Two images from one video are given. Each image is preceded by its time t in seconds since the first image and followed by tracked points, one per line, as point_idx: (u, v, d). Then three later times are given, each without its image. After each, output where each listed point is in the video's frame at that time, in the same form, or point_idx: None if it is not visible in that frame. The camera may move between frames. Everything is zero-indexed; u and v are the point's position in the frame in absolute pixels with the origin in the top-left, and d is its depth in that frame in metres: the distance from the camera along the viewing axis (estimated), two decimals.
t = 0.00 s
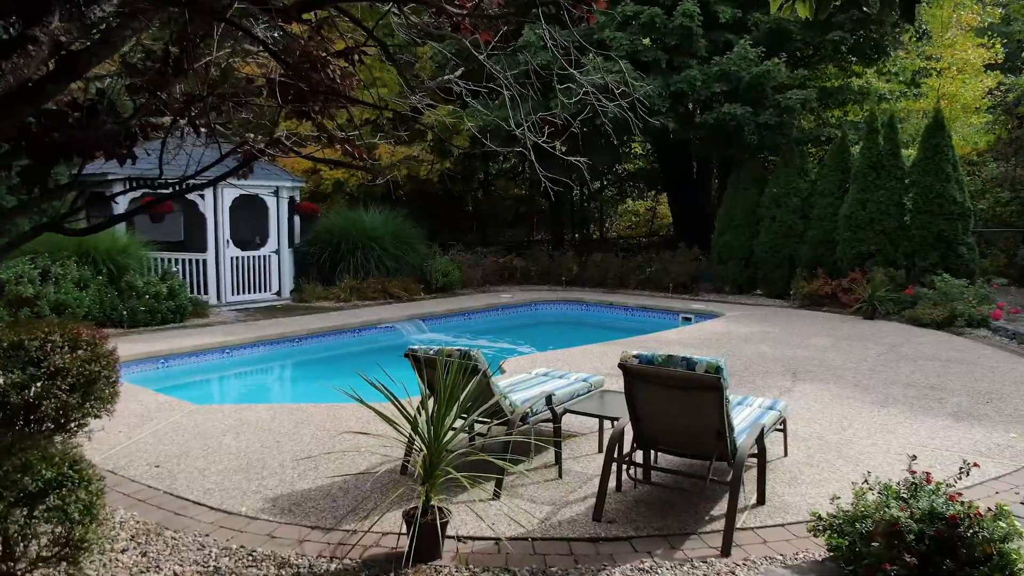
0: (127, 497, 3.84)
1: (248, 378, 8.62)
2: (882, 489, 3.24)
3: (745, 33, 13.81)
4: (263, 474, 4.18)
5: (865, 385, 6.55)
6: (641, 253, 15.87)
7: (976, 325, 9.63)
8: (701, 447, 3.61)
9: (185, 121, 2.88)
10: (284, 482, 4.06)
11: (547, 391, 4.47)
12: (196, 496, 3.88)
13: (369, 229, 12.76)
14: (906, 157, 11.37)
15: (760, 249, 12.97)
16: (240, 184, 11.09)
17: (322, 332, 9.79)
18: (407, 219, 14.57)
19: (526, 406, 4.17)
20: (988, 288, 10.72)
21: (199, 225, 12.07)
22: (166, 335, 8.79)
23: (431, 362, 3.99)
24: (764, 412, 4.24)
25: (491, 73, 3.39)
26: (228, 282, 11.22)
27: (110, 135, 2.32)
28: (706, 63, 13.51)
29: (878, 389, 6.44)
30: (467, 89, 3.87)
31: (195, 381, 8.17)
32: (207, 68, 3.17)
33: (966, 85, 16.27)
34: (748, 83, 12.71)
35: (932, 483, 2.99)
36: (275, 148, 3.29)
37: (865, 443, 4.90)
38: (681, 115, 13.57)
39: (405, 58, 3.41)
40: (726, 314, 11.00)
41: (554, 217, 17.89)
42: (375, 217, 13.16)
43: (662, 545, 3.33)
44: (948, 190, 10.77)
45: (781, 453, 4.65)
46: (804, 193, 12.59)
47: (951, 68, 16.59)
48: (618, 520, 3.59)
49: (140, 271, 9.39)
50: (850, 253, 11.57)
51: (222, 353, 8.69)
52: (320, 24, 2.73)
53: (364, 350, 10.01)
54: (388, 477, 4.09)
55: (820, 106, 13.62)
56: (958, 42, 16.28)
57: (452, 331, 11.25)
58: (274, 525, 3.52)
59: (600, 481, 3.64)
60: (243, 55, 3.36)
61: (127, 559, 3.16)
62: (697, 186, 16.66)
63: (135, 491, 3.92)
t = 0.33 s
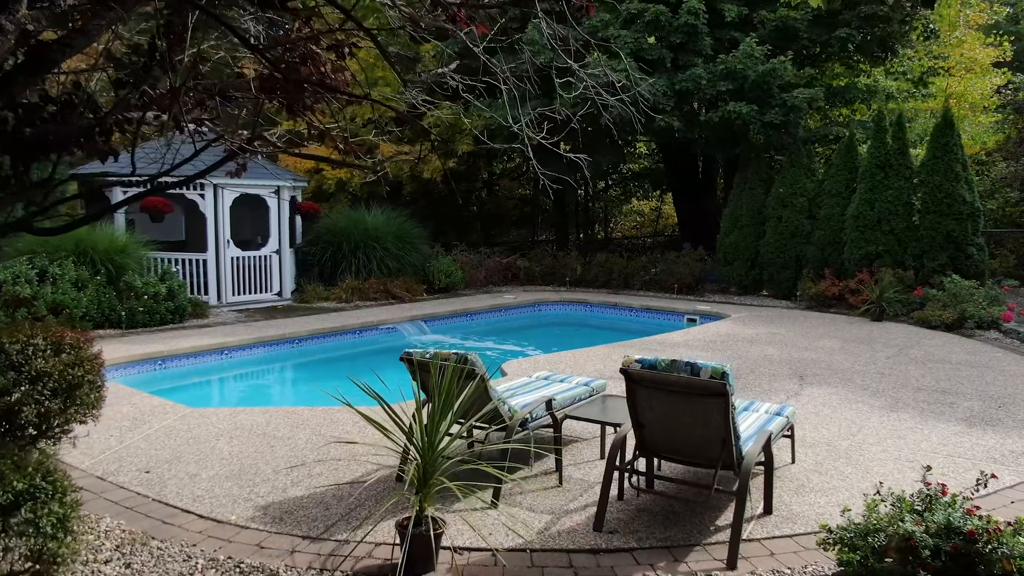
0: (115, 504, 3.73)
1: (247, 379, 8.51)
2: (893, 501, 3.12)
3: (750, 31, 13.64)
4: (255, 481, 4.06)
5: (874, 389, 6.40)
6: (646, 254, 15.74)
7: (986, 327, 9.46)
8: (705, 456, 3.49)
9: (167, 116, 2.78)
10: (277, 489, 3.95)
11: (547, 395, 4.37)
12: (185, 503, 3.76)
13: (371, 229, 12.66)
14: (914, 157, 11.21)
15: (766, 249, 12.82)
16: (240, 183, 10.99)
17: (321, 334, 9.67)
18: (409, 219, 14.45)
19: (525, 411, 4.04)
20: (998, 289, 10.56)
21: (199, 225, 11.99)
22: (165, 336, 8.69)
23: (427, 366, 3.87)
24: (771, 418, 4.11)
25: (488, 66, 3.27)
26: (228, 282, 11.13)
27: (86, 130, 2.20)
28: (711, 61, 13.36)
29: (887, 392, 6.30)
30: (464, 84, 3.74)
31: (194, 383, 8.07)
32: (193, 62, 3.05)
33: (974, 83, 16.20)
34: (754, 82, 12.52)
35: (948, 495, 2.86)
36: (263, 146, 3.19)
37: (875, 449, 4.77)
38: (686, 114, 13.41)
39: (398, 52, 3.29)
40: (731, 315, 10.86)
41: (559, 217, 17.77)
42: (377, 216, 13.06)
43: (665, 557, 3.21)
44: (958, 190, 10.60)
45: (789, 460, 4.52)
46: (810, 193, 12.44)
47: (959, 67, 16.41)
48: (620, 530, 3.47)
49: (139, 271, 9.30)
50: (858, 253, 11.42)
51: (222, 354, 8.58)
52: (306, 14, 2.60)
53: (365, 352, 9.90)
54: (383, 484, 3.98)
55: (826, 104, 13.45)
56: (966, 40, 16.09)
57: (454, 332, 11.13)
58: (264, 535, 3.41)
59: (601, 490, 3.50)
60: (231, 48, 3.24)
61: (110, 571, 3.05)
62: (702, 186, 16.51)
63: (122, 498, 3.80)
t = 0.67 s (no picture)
0: (100, 514, 3.60)
1: (248, 381, 8.40)
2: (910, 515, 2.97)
3: (758, 29, 13.47)
4: (247, 489, 3.93)
5: (886, 393, 6.24)
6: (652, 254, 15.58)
7: (999, 330, 9.27)
8: (713, 466, 3.34)
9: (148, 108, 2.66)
10: (268, 497, 3.82)
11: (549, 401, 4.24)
12: (173, 513, 3.64)
13: (373, 229, 12.53)
14: (924, 156, 11.03)
15: (774, 250, 12.65)
16: (241, 183, 10.88)
17: (322, 335, 9.53)
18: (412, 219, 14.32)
19: (526, 417, 3.90)
20: (1011, 290, 10.37)
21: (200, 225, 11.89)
22: (163, 337, 8.58)
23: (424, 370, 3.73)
24: (781, 425, 3.96)
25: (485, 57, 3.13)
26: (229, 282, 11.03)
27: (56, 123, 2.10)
28: (718, 60, 13.17)
29: (900, 397, 6.14)
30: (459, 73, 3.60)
31: (193, 385, 7.95)
32: (177, 54, 2.92)
33: (984, 83, 16.12)
34: (761, 81, 12.32)
35: (970, 511, 2.71)
36: (252, 142, 3.07)
37: (888, 456, 4.61)
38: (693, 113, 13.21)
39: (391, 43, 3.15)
40: (738, 317, 10.70)
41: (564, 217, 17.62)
42: (380, 216, 12.94)
43: (670, 572, 3.06)
44: (969, 190, 10.42)
45: (799, 468, 4.37)
46: (818, 193, 12.27)
47: (968, 66, 16.22)
48: (624, 543, 3.32)
49: (138, 272, 9.19)
50: (866, 254, 11.24)
51: (220, 356, 8.45)
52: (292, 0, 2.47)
53: (366, 353, 9.77)
54: (378, 493, 3.84)
55: (835, 103, 13.25)
56: (975, 39, 15.90)
57: (456, 334, 10.99)
58: (252, 547, 3.27)
59: (604, 500, 3.36)
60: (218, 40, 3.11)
61: None
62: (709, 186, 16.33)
63: (109, 507, 3.68)
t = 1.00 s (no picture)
0: (82, 525, 3.45)
1: (248, 382, 8.26)
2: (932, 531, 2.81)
3: (764, 26, 13.24)
4: (236, 499, 3.78)
5: (898, 398, 6.06)
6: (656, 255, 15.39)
7: (1012, 332, 9.07)
8: (723, 478, 3.17)
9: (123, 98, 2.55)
10: (258, 507, 3.66)
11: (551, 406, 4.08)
12: (158, 523, 3.48)
13: (374, 229, 12.37)
14: (935, 154, 10.84)
15: (781, 250, 12.46)
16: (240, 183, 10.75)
17: (320, 336, 9.36)
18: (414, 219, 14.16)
19: (525, 424, 3.73)
20: None
21: (199, 224, 11.75)
22: (159, 338, 8.45)
23: (419, 375, 3.56)
24: (793, 432, 3.79)
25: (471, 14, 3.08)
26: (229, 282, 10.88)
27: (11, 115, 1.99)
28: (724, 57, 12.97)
29: (913, 401, 5.95)
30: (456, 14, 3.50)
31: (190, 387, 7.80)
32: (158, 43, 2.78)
33: (994, 81, 15.89)
34: (768, 79, 12.10)
35: (1000, 529, 2.54)
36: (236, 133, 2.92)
37: (904, 464, 4.43)
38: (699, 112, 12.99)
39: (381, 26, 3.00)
40: (745, 318, 10.51)
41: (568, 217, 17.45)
42: (381, 216, 12.78)
43: None
44: (981, 189, 10.23)
45: (811, 477, 4.19)
46: (826, 192, 12.07)
47: (976, 65, 16.01)
48: (629, 557, 3.15)
49: (135, 271, 9.04)
50: (875, 254, 11.04)
51: (217, 357, 8.30)
52: None
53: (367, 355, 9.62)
54: (372, 503, 3.68)
55: (842, 101, 13.04)
56: (983, 37, 15.69)
57: (459, 335, 10.83)
58: (238, 562, 3.11)
59: (607, 512, 3.19)
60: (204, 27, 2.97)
61: None
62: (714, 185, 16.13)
63: (91, 518, 3.53)
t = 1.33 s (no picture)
0: (58, 537, 3.29)
1: (245, 384, 8.10)
2: (955, 550, 2.67)
3: (768, 22, 13.04)
4: (222, 508, 3.62)
5: (908, 401, 5.89)
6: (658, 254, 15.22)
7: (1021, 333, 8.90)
8: (732, 489, 3.01)
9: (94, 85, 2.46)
10: (244, 518, 3.50)
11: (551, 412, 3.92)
12: (138, 536, 3.32)
13: (373, 228, 12.20)
14: (942, 152, 10.67)
15: (785, 250, 12.29)
16: (236, 181, 10.60)
17: (318, 337, 9.20)
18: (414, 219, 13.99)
19: (524, 431, 3.58)
20: None
21: (195, 223, 11.60)
22: (153, 339, 8.30)
23: (412, 379, 3.40)
24: (803, 440, 3.62)
25: None
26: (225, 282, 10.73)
27: None
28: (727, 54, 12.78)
29: (925, 406, 5.78)
30: None
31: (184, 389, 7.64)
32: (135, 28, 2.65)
33: (1000, 78, 15.69)
34: (772, 76, 11.88)
35: None
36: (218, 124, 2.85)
37: (917, 473, 4.26)
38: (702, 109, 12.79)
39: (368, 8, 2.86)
40: (749, 319, 10.34)
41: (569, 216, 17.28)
42: (380, 215, 12.62)
43: None
44: (989, 188, 10.06)
45: (822, 485, 4.03)
46: (832, 191, 11.90)
47: (981, 63, 15.83)
48: (632, 572, 2.99)
49: (128, 271, 8.87)
50: (881, 254, 10.86)
51: (211, 359, 8.14)
52: None
53: (365, 356, 9.45)
54: (363, 514, 3.52)
55: (847, 99, 12.85)
56: (988, 35, 15.53)
57: (458, 336, 10.68)
58: None
59: (611, 525, 3.03)
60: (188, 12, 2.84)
61: None
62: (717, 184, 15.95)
63: (69, 529, 3.37)
